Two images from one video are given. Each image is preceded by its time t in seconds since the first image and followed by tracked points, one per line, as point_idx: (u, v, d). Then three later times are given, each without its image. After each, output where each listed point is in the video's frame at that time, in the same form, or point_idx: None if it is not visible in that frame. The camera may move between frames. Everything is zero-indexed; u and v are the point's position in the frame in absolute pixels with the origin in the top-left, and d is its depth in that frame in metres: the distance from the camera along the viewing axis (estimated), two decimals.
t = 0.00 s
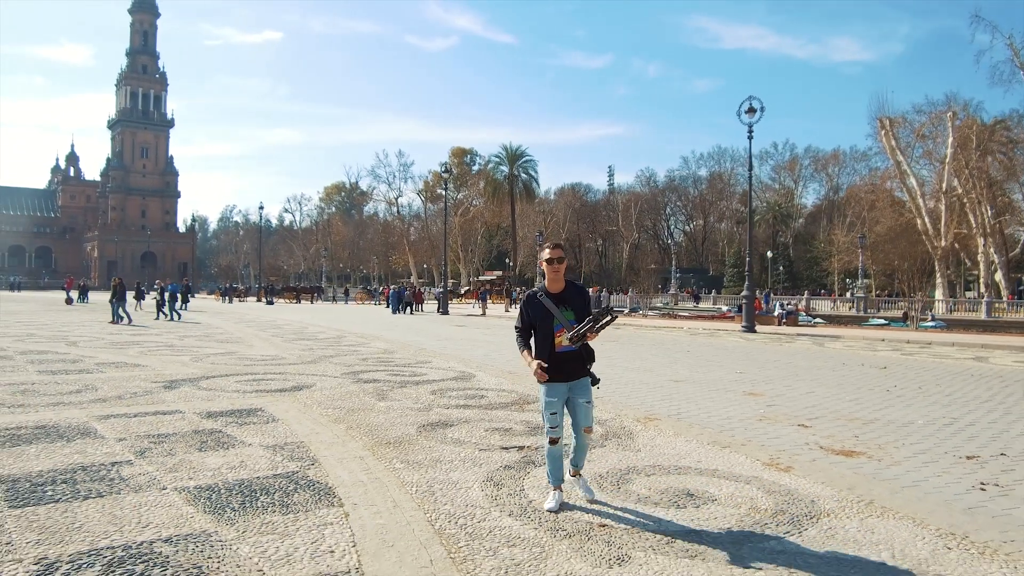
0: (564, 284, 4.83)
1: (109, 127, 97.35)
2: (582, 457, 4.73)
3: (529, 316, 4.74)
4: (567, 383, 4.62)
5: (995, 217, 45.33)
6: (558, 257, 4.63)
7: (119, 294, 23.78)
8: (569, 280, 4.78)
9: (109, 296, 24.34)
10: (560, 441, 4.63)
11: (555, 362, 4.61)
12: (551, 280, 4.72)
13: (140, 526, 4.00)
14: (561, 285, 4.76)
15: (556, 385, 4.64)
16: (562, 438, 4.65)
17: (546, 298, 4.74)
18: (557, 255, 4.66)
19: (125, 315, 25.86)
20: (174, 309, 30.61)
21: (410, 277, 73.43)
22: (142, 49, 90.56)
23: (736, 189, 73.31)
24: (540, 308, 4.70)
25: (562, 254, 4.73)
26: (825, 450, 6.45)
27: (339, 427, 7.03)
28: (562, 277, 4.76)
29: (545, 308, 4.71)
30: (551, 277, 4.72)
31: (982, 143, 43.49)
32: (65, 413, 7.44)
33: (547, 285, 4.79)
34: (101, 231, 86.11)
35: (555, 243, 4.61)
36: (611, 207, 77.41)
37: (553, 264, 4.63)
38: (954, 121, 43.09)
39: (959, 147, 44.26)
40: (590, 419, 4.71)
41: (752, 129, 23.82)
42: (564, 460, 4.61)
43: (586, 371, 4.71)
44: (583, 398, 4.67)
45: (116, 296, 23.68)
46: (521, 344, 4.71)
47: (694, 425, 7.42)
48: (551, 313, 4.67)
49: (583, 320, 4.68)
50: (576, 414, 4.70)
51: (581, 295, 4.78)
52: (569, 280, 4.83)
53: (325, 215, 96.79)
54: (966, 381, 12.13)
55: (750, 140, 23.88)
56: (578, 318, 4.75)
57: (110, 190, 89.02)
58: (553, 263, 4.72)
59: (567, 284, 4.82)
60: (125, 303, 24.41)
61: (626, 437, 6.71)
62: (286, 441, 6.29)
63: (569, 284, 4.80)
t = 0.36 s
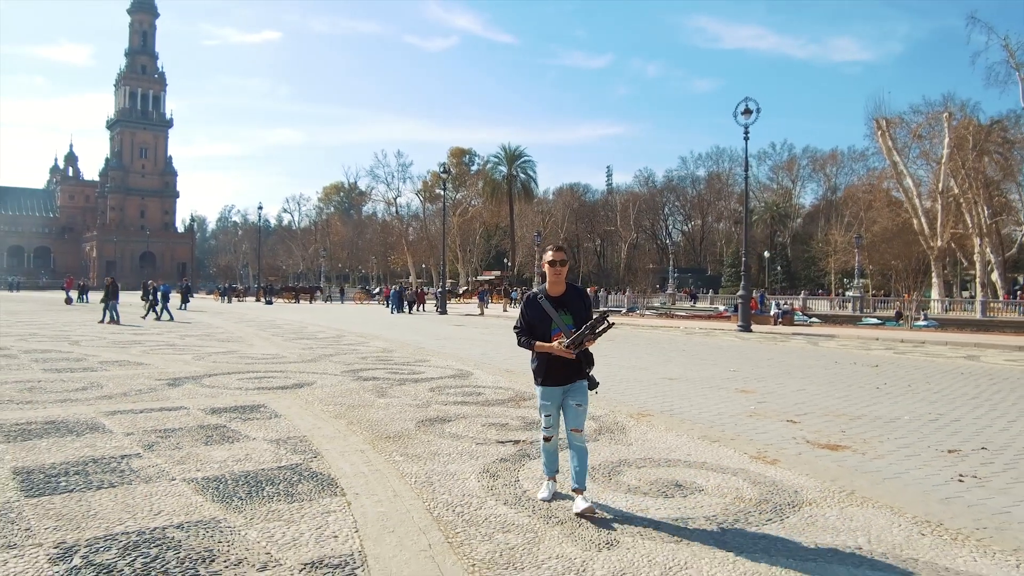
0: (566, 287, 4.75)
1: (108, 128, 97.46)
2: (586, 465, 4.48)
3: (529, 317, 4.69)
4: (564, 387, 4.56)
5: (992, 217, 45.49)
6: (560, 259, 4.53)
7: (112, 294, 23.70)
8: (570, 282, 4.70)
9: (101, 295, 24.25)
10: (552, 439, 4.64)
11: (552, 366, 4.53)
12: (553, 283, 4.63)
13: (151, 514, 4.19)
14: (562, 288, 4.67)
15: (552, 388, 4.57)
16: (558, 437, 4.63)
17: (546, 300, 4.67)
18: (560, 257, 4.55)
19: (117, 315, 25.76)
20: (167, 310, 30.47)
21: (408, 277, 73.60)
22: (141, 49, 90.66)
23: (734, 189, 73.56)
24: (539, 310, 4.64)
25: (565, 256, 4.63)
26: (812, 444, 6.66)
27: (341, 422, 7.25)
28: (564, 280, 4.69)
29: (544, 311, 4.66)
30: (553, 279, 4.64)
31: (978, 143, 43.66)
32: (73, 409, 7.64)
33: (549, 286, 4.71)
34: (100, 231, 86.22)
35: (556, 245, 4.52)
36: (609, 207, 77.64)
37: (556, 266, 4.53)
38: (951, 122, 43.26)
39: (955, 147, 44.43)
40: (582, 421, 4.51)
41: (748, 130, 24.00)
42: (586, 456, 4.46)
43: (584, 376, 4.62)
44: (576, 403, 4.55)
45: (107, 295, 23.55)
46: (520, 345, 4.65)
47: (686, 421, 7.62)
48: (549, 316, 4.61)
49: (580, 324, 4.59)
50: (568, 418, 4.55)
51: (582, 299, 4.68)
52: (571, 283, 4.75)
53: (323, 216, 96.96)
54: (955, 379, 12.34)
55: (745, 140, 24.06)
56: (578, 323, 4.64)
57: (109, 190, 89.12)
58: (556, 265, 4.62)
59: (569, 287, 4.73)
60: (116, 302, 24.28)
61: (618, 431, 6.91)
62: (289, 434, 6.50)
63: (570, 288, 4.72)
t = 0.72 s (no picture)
0: (583, 286, 4.69)
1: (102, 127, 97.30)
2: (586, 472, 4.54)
3: (543, 314, 4.65)
4: (572, 386, 4.50)
5: (984, 217, 45.93)
6: (578, 256, 4.47)
7: (101, 294, 23.56)
8: (588, 282, 4.64)
9: (91, 295, 24.17)
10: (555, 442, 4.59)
11: (562, 365, 4.48)
12: (569, 281, 4.59)
13: (166, 505, 4.38)
14: (579, 287, 4.62)
15: (561, 387, 4.51)
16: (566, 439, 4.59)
17: (562, 297, 4.62)
18: (579, 254, 4.50)
19: (107, 316, 25.64)
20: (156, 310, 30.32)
21: (404, 277, 73.76)
22: (136, 49, 90.55)
23: (729, 189, 73.91)
24: (554, 307, 4.59)
25: (584, 253, 4.57)
26: (801, 439, 6.88)
27: (343, 419, 7.44)
28: (581, 278, 4.63)
29: (559, 308, 4.61)
30: (570, 276, 4.59)
31: (970, 144, 44.01)
32: (81, 407, 7.80)
33: (565, 284, 4.66)
34: (95, 230, 86.16)
35: (575, 241, 4.46)
36: (604, 206, 77.91)
37: (574, 264, 4.47)
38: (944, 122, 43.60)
39: (948, 148, 44.73)
40: (589, 424, 4.49)
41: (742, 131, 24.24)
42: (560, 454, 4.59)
43: (595, 377, 4.55)
44: (584, 406, 4.50)
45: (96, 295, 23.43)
46: (532, 341, 4.62)
47: (679, 417, 7.83)
48: (563, 313, 4.56)
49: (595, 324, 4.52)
50: (575, 421, 4.53)
51: (598, 298, 4.62)
52: (588, 282, 4.69)
53: (319, 215, 97.02)
54: (944, 377, 12.58)
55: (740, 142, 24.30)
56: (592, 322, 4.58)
57: (103, 190, 89.00)
58: (574, 262, 4.58)
59: (586, 286, 4.68)
60: (106, 302, 24.20)
61: (614, 427, 7.11)
62: (294, 430, 6.69)
63: (587, 286, 4.67)
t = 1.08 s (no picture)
0: (580, 286, 4.56)
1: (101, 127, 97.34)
2: (574, 467, 4.48)
3: (542, 313, 4.53)
4: (572, 386, 4.41)
5: (979, 217, 46.15)
6: (576, 257, 4.37)
7: (93, 293, 23.56)
8: (585, 282, 4.52)
9: (83, 295, 24.17)
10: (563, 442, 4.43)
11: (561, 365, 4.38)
12: (567, 281, 4.46)
13: (177, 492, 4.61)
14: (577, 286, 4.50)
15: (562, 386, 4.42)
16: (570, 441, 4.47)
17: (559, 298, 4.51)
18: (576, 254, 4.39)
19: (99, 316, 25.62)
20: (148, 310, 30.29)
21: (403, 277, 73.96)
22: (134, 48, 90.54)
23: (727, 189, 74.16)
24: (552, 308, 4.47)
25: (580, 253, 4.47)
26: (787, 433, 7.13)
27: (344, 414, 7.68)
28: (578, 278, 4.51)
29: (557, 309, 4.50)
30: (567, 277, 4.47)
31: (966, 144, 44.22)
32: (90, 402, 8.03)
33: (562, 285, 4.54)
34: (93, 230, 86.33)
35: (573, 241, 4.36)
36: (602, 206, 78.20)
37: (571, 264, 4.36)
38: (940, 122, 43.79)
39: (945, 147, 44.90)
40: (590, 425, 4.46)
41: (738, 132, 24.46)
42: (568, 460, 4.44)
43: (594, 378, 4.48)
44: (583, 409, 4.45)
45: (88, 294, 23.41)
46: (529, 342, 4.51)
47: (670, 413, 8.07)
48: (562, 314, 4.46)
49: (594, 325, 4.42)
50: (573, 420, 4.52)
51: (596, 300, 4.49)
52: (586, 282, 4.56)
53: (317, 215, 97.20)
54: (933, 376, 12.82)
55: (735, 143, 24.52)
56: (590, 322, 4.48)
57: (102, 190, 89.08)
58: (571, 262, 4.46)
59: (583, 286, 4.55)
60: (99, 302, 24.22)
61: (606, 422, 7.34)
62: (296, 424, 6.94)
63: (584, 286, 4.54)
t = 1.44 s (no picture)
0: (562, 286, 4.77)
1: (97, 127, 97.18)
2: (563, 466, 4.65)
3: (526, 316, 4.73)
4: (560, 387, 4.57)
5: (972, 218, 46.47)
6: (554, 258, 4.59)
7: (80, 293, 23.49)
8: (565, 282, 4.73)
9: (71, 294, 24.14)
10: (555, 445, 4.55)
11: (549, 365, 4.53)
12: (548, 282, 4.68)
13: (182, 484, 4.86)
14: (558, 287, 4.71)
15: (550, 387, 4.56)
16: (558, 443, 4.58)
17: (542, 299, 4.71)
18: (553, 256, 4.62)
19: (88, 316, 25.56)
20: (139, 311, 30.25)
21: (399, 277, 74.09)
22: (130, 48, 90.50)
23: (722, 189, 74.50)
24: (535, 310, 4.68)
25: (558, 255, 4.70)
26: (769, 429, 7.42)
27: (340, 411, 7.93)
28: (559, 279, 4.72)
29: (540, 310, 4.69)
30: (548, 278, 4.68)
31: (960, 145, 44.54)
32: (93, 400, 8.26)
33: (544, 286, 4.75)
34: (90, 231, 86.32)
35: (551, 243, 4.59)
36: (599, 207, 78.48)
37: (550, 265, 4.59)
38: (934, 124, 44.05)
39: (939, 148, 45.15)
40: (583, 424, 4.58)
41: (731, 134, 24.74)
42: (556, 466, 4.52)
43: (580, 377, 4.63)
44: (576, 407, 4.62)
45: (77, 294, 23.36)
46: (516, 345, 4.69)
47: (656, 409, 8.35)
48: (545, 315, 4.66)
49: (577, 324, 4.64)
50: (564, 419, 4.66)
51: (578, 299, 4.71)
52: (566, 282, 4.78)
53: (314, 215, 97.27)
54: (917, 374, 13.12)
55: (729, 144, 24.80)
56: (574, 322, 4.69)
57: (98, 190, 88.97)
58: (550, 265, 4.68)
59: (564, 286, 4.76)
60: (87, 302, 24.17)
61: (594, 418, 7.62)
62: (294, 421, 7.17)
63: (565, 287, 4.74)
